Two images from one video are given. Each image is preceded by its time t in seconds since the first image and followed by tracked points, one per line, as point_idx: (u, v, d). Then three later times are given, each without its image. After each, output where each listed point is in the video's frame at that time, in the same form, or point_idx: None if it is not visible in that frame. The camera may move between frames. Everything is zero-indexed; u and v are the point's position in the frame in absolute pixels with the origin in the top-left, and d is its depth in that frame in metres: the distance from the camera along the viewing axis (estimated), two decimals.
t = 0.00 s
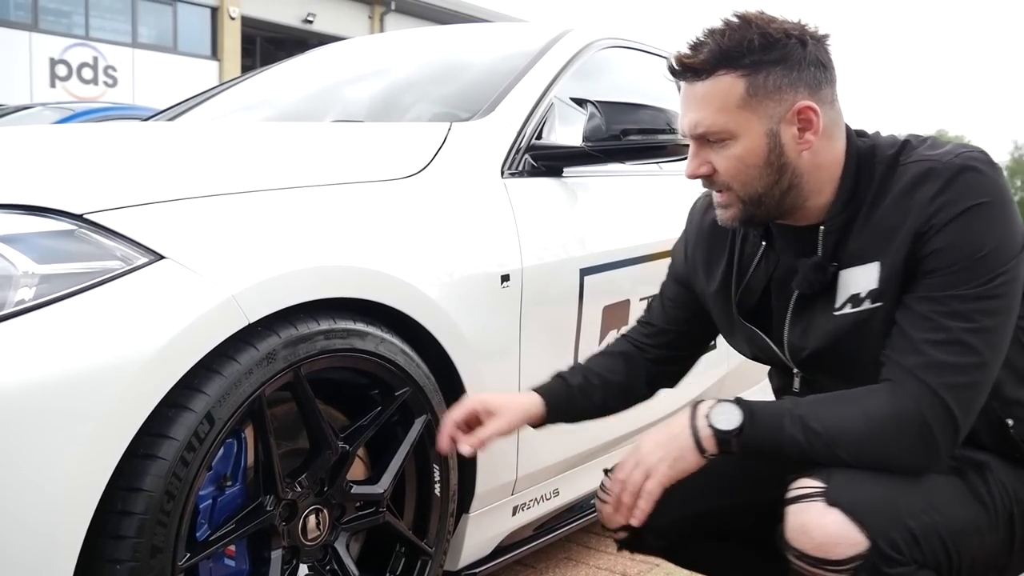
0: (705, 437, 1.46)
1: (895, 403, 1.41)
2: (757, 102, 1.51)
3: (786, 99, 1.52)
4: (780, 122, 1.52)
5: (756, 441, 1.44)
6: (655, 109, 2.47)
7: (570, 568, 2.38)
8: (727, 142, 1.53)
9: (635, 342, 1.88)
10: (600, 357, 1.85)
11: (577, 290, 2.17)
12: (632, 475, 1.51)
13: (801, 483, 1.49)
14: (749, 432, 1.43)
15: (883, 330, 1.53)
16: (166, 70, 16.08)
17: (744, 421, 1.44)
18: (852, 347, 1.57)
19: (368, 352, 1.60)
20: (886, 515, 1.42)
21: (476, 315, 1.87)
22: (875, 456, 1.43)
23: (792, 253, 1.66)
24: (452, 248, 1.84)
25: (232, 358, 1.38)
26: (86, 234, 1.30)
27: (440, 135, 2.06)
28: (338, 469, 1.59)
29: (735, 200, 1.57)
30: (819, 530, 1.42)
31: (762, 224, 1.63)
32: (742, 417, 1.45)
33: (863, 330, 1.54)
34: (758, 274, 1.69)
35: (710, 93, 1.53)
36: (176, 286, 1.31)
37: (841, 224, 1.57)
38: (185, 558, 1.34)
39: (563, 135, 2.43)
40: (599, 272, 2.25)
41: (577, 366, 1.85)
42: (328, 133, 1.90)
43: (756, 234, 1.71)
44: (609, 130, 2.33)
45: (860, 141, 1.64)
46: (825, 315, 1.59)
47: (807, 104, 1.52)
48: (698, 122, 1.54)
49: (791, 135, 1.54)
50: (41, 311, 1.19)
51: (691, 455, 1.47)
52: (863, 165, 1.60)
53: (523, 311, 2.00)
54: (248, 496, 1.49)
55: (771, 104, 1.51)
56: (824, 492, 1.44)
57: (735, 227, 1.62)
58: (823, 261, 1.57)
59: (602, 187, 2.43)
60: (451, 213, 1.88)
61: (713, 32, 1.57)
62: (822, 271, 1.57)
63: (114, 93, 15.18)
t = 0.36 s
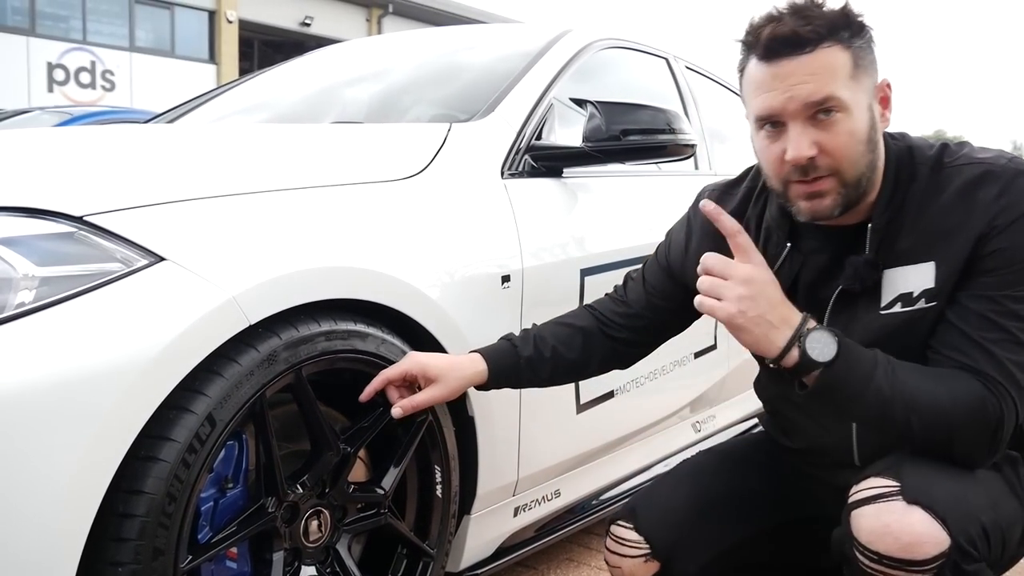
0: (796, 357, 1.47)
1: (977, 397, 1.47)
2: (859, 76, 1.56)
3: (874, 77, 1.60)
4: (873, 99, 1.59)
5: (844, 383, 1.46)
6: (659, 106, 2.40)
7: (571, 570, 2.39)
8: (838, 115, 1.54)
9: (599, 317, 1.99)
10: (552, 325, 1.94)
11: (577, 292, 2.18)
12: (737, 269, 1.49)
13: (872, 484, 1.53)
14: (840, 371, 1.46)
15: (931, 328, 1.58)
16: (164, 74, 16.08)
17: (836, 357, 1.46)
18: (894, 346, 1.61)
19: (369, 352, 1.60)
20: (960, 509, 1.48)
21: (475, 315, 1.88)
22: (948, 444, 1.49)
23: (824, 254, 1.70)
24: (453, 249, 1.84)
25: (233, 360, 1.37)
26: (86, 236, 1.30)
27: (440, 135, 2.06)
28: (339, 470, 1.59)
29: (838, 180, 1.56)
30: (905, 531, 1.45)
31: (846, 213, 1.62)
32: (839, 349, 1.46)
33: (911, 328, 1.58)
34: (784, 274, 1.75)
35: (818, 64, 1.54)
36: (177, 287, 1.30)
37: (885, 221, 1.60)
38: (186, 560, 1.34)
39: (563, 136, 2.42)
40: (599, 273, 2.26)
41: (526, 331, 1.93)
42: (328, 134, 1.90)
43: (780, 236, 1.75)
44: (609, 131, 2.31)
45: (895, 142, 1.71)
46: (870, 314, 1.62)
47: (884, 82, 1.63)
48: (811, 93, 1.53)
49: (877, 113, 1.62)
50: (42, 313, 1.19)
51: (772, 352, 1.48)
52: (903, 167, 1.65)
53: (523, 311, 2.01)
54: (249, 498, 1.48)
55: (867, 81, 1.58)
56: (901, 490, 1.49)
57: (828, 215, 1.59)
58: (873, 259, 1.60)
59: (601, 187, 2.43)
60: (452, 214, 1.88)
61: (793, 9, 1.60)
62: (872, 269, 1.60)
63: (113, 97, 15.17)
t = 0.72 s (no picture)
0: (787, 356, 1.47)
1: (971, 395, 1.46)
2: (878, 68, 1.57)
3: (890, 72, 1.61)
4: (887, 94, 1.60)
5: (835, 382, 1.45)
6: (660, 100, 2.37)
7: (571, 566, 2.39)
8: (856, 105, 1.54)
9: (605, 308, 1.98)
10: (556, 316, 1.93)
11: (577, 287, 2.18)
12: (722, 274, 1.50)
13: (858, 479, 1.52)
14: (832, 370, 1.45)
15: (928, 328, 1.57)
16: (163, 70, 16.06)
17: (829, 356, 1.45)
18: (891, 344, 1.60)
19: (368, 348, 1.60)
20: (949, 506, 1.47)
21: (474, 311, 1.87)
22: (937, 441, 1.48)
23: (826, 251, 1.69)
24: (452, 244, 1.83)
25: (232, 355, 1.37)
26: (84, 232, 1.30)
27: (440, 130, 2.06)
28: (339, 465, 1.58)
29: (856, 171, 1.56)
30: (893, 526, 1.44)
31: (859, 207, 1.61)
32: (830, 349, 1.46)
33: (907, 328, 1.58)
34: (783, 271, 1.74)
35: (839, 53, 1.54)
36: (175, 283, 1.30)
37: (890, 219, 1.60)
38: (185, 556, 1.33)
39: (563, 131, 2.42)
40: (599, 268, 2.26)
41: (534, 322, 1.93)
42: (327, 129, 1.89)
43: (783, 231, 1.74)
44: (608, 125, 2.30)
45: (903, 140, 1.70)
46: (869, 311, 1.61)
47: (898, 79, 1.65)
48: (831, 82, 1.53)
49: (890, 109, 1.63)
50: (39, 309, 1.18)
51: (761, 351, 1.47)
52: (908, 165, 1.64)
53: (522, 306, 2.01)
54: (248, 494, 1.48)
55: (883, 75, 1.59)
56: (890, 485, 1.48)
57: (842, 208, 1.58)
58: (873, 257, 1.59)
59: (602, 182, 2.43)
60: (451, 208, 1.88)
61: None
62: (873, 267, 1.60)
63: (112, 94, 15.14)
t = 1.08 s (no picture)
0: (791, 406, 1.51)
1: (979, 400, 1.47)
2: (807, 81, 1.54)
3: (832, 80, 1.55)
4: (827, 103, 1.56)
5: (840, 412, 1.50)
6: (660, 95, 2.37)
7: (569, 559, 2.40)
8: (769, 119, 1.56)
9: (611, 301, 1.99)
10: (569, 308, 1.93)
11: (576, 281, 2.18)
12: (726, 425, 1.51)
13: (842, 472, 1.52)
14: (833, 403, 1.50)
15: (926, 326, 1.57)
16: (162, 64, 16.04)
17: (829, 392, 1.50)
18: (889, 343, 1.60)
19: (367, 342, 1.60)
20: (933, 501, 1.46)
21: (472, 305, 1.87)
22: (949, 445, 1.50)
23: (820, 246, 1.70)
24: (451, 237, 1.83)
25: (229, 349, 1.37)
26: (81, 224, 1.29)
27: (439, 123, 2.05)
28: (337, 459, 1.58)
29: (773, 183, 1.60)
30: (874, 519, 1.44)
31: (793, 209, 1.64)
32: (828, 390, 1.50)
33: (909, 326, 1.57)
34: (779, 262, 1.73)
35: (758, 70, 1.57)
36: (172, 276, 1.29)
37: (884, 221, 1.58)
38: (183, 550, 1.33)
39: (562, 125, 2.41)
40: (598, 262, 2.26)
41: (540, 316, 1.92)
42: (326, 122, 1.88)
43: (779, 222, 1.74)
44: (608, 118, 2.28)
45: (897, 137, 1.69)
46: (864, 312, 1.61)
47: (855, 85, 1.56)
48: (742, 98, 1.58)
49: (837, 115, 1.57)
50: (35, 302, 1.18)
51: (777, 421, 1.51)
52: (902, 164, 1.63)
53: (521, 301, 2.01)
54: (246, 487, 1.48)
55: (818, 85, 1.54)
56: (874, 479, 1.47)
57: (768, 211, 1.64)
58: (874, 260, 1.58)
59: (602, 176, 2.42)
60: (450, 202, 1.87)
61: (761, 10, 1.60)
62: (875, 268, 1.58)
63: (110, 88, 15.11)
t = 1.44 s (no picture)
0: (782, 406, 1.55)
1: (970, 389, 1.48)
2: (804, 75, 1.54)
3: (829, 73, 1.55)
4: (824, 97, 1.56)
5: (831, 410, 1.51)
6: (658, 88, 2.34)
7: (572, 554, 2.40)
8: (767, 113, 1.57)
9: (605, 285, 1.98)
10: (561, 293, 1.91)
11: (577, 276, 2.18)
12: (716, 428, 1.58)
13: (841, 464, 1.52)
14: (824, 400, 1.51)
15: (930, 314, 1.56)
16: (162, 61, 16.02)
17: (818, 389, 1.52)
18: (888, 332, 1.60)
19: (368, 336, 1.60)
20: (931, 490, 1.46)
21: (473, 300, 1.87)
22: (945, 437, 1.50)
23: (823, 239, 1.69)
24: (451, 232, 1.83)
25: (231, 344, 1.36)
26: (82, 220, 1.29)
27: (439, 118, 2.04)
28: (340, 453, 1.58)
29: (771, 176, 1.60)
30: (871, 510, 1.44)
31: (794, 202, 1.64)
32: (818, 388, 1.52)
33: (912, 315, 1.56)
34: (780, 253, 1.72)
35: (755, 63, 1.57)
36: (172, 271, 1.29)
37: (885, 210, 1.58)
38: (186, 545, 1.33)
39: (563, 119, 2.40)
40: (599, 257, 2.25)
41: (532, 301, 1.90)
42: (327, 117, 1.88)
43: (780, 214, 1.74)
44: (609, 112, 2.25)
45: (898, 128, 1.68)
46: (864, 300, 1.60)
47: (853, 79, 1.56)
48: (740, 92, 1.58)
49: (835, 109, 1.57)
50: (36, 298, 1.17)
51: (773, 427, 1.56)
52: (904, 154, 1.62)
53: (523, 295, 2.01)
54: (248, 483, 1.48)
55: (816, 79, 1.54)
56: (872, 469, 1.47)
57: (767, 203, 1.64)
58: (874, 248, 1.57)
59: (603, 170, 2.42)
60: (451, 196, 1.87)
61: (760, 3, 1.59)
62: (875, 257, 1.57)
63: (111, 85, 15.09)
